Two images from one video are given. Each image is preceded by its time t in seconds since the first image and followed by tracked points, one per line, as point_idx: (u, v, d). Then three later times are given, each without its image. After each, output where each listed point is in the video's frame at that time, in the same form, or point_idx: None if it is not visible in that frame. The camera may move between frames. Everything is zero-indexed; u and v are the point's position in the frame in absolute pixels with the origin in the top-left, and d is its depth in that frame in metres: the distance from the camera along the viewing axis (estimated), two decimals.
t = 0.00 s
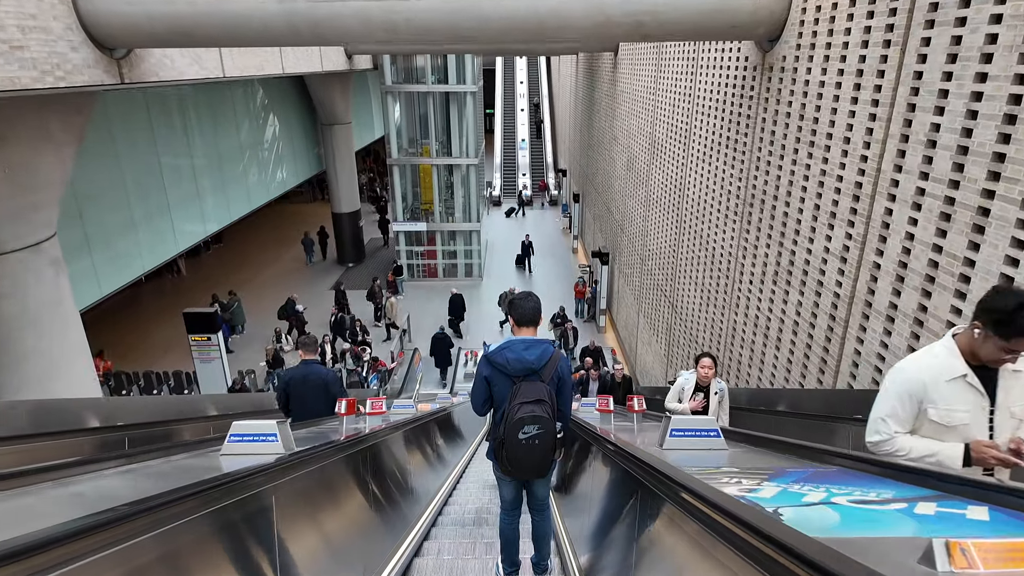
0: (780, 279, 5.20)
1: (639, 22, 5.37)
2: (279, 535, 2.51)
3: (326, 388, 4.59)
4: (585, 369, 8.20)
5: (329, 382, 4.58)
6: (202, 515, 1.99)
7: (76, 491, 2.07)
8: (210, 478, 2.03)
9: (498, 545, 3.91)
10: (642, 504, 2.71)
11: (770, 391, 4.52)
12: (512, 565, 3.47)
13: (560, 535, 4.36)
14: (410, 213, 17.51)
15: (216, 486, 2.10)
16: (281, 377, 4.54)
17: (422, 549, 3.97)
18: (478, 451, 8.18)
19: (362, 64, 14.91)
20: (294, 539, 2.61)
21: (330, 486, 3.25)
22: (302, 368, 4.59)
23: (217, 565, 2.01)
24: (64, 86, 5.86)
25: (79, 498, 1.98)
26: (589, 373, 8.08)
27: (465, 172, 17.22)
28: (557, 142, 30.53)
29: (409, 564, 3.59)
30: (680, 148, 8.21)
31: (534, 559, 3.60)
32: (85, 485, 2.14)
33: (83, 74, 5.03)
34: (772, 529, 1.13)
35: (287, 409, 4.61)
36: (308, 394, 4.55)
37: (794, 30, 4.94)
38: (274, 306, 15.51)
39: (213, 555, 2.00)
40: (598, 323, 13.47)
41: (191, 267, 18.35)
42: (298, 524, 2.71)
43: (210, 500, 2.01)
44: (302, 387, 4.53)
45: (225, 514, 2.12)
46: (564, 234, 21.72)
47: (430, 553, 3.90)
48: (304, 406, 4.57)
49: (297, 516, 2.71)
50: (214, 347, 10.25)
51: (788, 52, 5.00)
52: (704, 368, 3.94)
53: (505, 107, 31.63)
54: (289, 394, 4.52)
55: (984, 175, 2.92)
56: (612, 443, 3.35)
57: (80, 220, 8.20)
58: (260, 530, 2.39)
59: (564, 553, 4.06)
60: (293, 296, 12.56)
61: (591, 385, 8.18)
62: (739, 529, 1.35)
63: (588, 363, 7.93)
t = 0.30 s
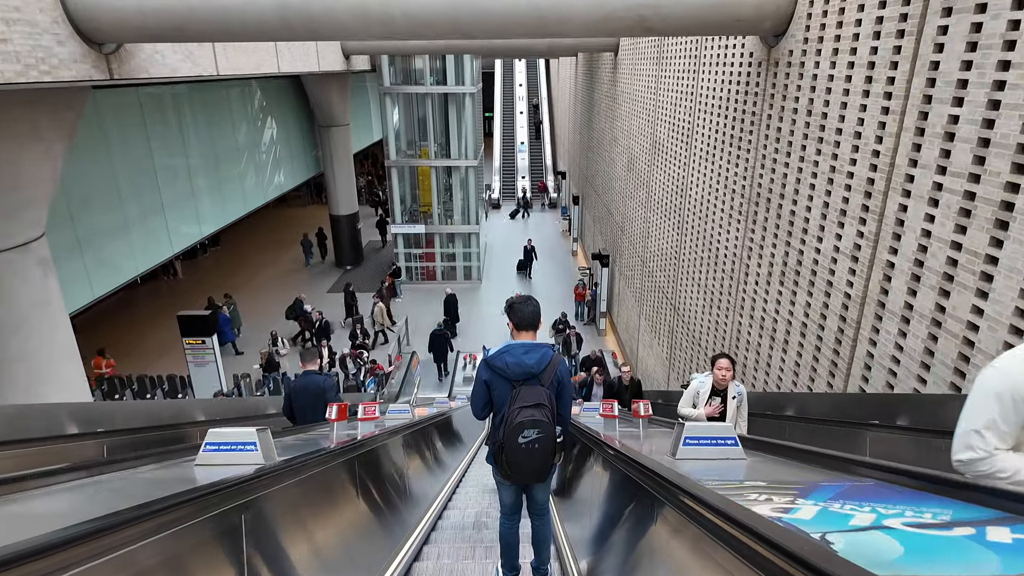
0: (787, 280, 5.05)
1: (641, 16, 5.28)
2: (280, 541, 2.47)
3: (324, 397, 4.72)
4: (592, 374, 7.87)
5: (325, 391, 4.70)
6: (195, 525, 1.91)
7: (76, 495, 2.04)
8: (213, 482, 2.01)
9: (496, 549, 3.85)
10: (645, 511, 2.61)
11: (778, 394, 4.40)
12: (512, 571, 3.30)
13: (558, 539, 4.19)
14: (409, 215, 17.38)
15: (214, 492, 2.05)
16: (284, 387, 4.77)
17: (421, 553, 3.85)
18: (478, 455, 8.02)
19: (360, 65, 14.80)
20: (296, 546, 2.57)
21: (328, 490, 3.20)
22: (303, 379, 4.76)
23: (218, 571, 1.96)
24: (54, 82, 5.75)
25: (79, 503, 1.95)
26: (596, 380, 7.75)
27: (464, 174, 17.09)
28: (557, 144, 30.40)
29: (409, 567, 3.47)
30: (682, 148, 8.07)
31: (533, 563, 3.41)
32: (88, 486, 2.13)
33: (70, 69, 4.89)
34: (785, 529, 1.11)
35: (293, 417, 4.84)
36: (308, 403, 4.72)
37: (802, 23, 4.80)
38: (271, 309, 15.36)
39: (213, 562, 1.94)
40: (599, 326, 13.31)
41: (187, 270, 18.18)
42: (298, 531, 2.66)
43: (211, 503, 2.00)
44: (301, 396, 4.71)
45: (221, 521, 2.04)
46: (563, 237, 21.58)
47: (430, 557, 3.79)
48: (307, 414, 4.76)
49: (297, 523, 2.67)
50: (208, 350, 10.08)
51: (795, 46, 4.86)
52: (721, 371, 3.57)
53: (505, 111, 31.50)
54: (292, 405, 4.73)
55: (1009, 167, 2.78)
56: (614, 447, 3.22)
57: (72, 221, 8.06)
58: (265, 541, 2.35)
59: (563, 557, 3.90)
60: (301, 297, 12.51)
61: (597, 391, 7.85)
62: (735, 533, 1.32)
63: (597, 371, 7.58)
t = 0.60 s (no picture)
0: (794, 283, 4.90)
1: (644, 13, 5.18)
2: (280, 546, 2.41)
3: (325, 398, 4.67)
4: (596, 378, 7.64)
5: (326, 393, 4.65)
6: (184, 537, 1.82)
7: (63, 507, 1.96)
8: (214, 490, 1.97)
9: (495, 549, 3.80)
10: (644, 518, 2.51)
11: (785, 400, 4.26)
12: None
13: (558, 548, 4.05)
14: (407, 220, 17.26)
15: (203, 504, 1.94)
16: (283, 389, 4.68)
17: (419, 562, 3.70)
18: (478, 462, 7.86)
19: (358, 68, 14.70)
20: (296, 552, 2.50)
21: (330, 495, 3.13)
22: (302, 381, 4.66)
23: None
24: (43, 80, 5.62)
25: (69, 515, 1.88)
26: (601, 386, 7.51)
27: (463, 178, 16.96)
28: (556, 149, 30.30)
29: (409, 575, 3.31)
30: (684, 150, 7.94)
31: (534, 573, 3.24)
32: (84, 496, 2.09)
33: (56, 66, 4.75)
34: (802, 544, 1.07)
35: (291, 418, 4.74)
36: (308, 405, 4.65)
37: (809, 18, 4.67)
38: (268, 313, 15.20)
39: (206, 574, 1.85)
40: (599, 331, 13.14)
41: (184, 275, 18.02)
42: (300, 537, 2.60)
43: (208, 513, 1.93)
44: (302, 398, 4.65)
45: (214, 532, 1.95)
46: (563, 242, 21.45)
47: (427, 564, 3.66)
48: (306, 417, 4.68)
49: (299, 529, 2.61)
50: (203, 356, 9.93)
51: (802, 42, 4.73)
52: (740, 374, 3.17)
53: (504, 116, 31.41)
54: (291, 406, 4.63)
55: None
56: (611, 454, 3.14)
57: (63, 225, 7.93)
58: (265, 550, 2.27)
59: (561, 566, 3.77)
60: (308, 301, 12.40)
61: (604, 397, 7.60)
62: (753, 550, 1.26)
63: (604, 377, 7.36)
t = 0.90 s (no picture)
0: (803, 285, 4.74)
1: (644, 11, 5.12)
2: (276, 557, 2.38)
3: (334, 405, 4.68)
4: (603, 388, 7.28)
5: (337, 400, 4.67)
6: (167, 552, 1.75)
7: (41, 519, 1.90)
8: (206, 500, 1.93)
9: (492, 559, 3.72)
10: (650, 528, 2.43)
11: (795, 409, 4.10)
12: None
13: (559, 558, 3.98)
14: (406, 225, 17.13)
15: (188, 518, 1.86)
16: (290, 396, 4.59)
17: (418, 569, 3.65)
18: (478, 470, 7.71)
19: (357, 73, 14.60)
20: (294, 562, 2.48)
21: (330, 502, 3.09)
22: (308, 386, 4.65)
23: None
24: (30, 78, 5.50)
25: (47, 525, 1.83)
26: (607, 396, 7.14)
27: (462, 183, 16.84)
28: (557, 155, 30.20)
29: None
30: (686, 153, 7.81)
31: None
32: (60, 508, 2.02)
33: (43, 63, 4.61)
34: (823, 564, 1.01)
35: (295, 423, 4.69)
36: (317, 412, 4.63)
37: (816, 14, 4.54)
38: (266, 320, 15.07)
39: None
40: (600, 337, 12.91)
41: (181, 281, 17.88)
42: (298, 545, 2.58)
43: (202, 524, 1.90)
44: (311, 405, 4.61)
45: (200, 546, 1.87)
46: (563, 248, 21.31)
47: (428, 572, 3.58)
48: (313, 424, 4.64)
49: (298, 538, 2.59)
50: (197, 362, 9.76)
51: (809, 39, 4.61)
52: (765, 380, 2.95)
53: (503, 122, 31.31)
54: (298, 411, 4.60)
55: None
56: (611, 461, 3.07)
57: (55, 231, 7.80)
58: (257, 560, 2.21)
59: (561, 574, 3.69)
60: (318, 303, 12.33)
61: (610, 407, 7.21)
62: (759, 565, 1.23)
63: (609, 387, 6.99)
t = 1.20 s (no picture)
0: (812, 287, 4.59)
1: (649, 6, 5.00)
2: (269, 565, 2.39)
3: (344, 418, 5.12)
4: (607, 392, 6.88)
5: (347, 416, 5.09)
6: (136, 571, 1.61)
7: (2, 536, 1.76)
8: (203, 507, 1.92)
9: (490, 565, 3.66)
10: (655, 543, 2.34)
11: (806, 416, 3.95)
12: None
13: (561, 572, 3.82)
14: (405, 230, 17.02)
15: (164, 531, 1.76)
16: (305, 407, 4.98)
17: None
18: (477, 477, 7.56)
19: (355, 76, 14.51)
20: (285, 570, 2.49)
21: (325, 510, 3.07)
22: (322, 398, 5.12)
23: None
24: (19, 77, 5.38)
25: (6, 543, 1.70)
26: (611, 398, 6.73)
27: (462, 188, 16.73)
28: (556, 161, 30.11)
29: None
30: (689, 155, 7.68)
31: None
32: (24, 524, 1.89)
33: (29, 59, 4.45)
34: None
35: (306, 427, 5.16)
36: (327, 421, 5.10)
37: (825, 9, 4.42)
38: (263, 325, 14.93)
39: None
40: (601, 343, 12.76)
41: (178, 287, 17.74)
42: (291, 554, 2.59)
43: (187, 535, 1.84)
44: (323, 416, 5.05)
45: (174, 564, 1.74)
46: (563, 253, 21.18)
47: None
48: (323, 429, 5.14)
49: (292, 546, 2.60)
50: (192, 368, 9.61)
51: (817, 35, 4.49)
52: (796, 383, 2.76)
53: (503, 128, 31.22)
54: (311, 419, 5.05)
55: None
56: (613, 470, 3.00)
57: (46, 236, 7.66)
58: None
59: None
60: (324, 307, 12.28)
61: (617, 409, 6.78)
62: None
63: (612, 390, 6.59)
